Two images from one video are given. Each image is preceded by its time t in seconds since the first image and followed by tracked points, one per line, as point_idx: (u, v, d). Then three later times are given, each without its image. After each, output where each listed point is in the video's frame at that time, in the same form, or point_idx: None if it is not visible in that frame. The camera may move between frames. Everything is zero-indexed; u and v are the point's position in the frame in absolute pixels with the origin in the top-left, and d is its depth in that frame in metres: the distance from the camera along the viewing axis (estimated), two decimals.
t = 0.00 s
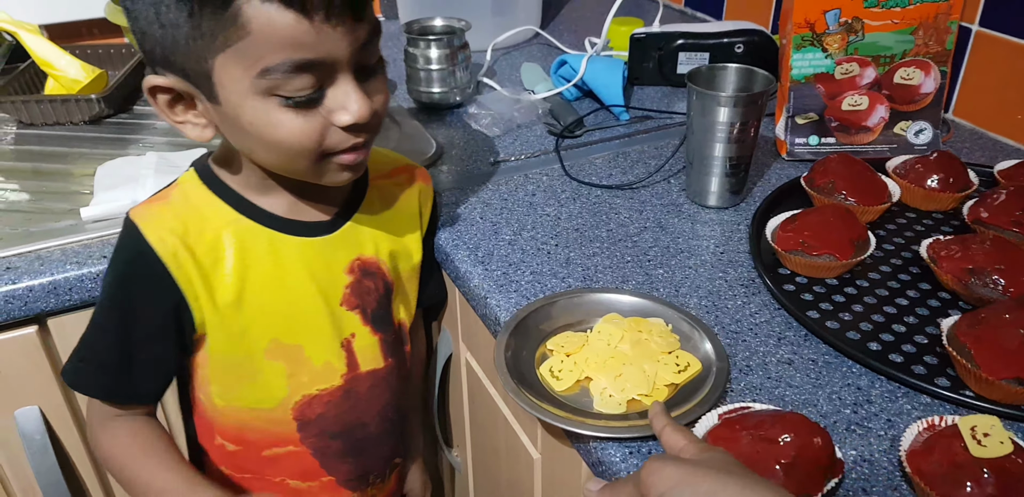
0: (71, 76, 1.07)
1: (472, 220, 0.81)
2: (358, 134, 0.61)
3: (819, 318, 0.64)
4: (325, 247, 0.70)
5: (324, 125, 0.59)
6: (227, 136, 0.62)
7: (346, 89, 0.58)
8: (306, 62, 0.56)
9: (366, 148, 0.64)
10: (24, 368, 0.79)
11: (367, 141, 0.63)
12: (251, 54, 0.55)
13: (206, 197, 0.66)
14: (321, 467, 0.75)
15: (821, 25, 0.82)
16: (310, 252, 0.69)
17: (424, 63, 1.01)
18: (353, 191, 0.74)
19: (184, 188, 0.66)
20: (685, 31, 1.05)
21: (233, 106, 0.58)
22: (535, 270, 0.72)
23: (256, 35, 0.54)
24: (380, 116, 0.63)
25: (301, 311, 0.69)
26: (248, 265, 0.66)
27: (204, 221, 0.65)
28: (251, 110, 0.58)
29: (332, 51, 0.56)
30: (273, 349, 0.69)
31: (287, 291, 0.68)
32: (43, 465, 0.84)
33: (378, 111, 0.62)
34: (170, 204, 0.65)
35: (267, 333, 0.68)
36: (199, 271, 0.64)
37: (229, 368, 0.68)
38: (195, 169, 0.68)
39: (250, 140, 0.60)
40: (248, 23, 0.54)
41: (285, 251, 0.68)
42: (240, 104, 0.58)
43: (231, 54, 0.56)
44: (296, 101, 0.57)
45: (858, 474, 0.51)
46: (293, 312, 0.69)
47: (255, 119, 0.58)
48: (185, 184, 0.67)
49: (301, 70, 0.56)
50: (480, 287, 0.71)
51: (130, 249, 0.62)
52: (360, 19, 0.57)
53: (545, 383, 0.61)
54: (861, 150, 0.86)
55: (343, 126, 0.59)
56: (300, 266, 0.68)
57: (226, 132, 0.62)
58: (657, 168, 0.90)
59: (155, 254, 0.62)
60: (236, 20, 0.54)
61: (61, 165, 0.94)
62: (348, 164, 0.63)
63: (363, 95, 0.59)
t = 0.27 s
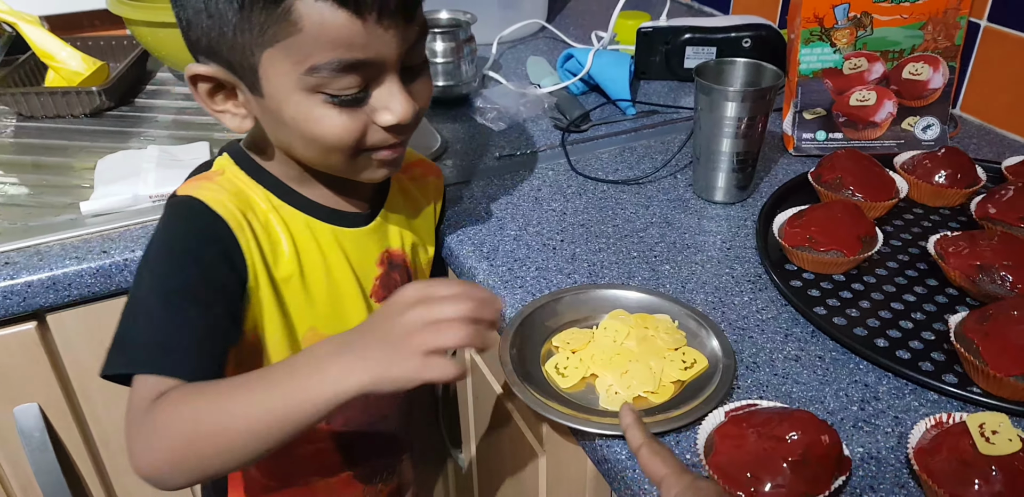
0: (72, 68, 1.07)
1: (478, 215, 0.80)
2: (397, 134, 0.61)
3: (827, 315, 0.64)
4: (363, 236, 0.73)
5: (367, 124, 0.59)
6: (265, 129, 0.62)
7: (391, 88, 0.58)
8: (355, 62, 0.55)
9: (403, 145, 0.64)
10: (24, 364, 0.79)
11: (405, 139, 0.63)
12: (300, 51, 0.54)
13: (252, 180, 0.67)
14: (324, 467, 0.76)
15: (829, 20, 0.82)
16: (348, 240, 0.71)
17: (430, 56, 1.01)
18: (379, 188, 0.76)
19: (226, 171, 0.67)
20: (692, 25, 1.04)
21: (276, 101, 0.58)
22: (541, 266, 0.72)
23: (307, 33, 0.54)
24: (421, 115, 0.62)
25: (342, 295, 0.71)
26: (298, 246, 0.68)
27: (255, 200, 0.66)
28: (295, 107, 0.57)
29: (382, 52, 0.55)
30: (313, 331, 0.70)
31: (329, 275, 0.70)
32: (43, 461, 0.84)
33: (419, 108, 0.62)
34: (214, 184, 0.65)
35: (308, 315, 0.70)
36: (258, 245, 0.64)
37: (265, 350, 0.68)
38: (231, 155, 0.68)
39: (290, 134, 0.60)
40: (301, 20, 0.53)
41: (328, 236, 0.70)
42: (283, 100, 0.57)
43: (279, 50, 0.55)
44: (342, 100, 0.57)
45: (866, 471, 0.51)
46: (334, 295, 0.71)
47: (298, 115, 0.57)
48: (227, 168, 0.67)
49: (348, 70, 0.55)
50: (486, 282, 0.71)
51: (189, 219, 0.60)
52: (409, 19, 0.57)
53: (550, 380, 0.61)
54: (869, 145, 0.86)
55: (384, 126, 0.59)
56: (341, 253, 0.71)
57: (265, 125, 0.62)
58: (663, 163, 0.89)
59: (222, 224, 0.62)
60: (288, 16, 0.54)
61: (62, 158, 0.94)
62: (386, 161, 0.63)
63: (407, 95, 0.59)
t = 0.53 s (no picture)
0: (62, 68, 1.06)
1: (471, 211, 0.80)
2: (412, 131, 0.61)
3: (821, 307, 0.64)
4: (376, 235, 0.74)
5: (383, 120, 0.58)
6: (280, 123, 0.62)
7: (409, 84, 0.57)
8: (377, 55, 0.54)
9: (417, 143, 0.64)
10: (16, 366, 0.78)
11: (419, 136, 0.63)
12: (321, 42, 0.54)
13: (268, 180, 0.67)
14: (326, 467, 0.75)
15: (820, 12, 0.82)
16: (361, 240, 0.72)
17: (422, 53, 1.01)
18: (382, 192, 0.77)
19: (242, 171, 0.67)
20: (685, 18, 1.04)
21: (293, 93, 0.58)
22: (534, 262, 0.72)
23: (332, 23, 0.53)
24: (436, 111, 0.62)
25: (361, 291, 0.72)
26: (318, 243, 0.69)
27: (279, 198, 0.67)
28: (312, 99, 0.57)
29: (403, 45, 0.55)
30: (333, 327, 0.71)
31: (349, 272, 0.71)
32: (38, 464, 0.83)
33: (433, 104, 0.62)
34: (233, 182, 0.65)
35: (326, 314, 0.70)
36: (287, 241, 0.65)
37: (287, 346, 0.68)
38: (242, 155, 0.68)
39: (305, 128, 0.60)
40: (325, 11, 0.53)
41: (345, 235, 0.71)
42: (300, 93, 0.57)
43: (302, 39, 0.55)
44: (361, 93, 0.56)
45: (861, 463, 0.51)
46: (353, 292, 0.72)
47: (315, 108, 0.57)
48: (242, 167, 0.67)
49: (369, 62, 0.55)
50: (479, 278, 0.70)
51: (226, 212, 0.60)
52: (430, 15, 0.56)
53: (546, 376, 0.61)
54: (862, 137, 0.86)
55: (401, 122, 0.59)
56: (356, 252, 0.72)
57: (280, 118, 0.62)
58: (657, 157, 0.89)
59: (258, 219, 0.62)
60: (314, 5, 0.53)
61: (53, 159, 0.93)
62: (399, 159, 0.63)
63: (421, 90, 0.58)
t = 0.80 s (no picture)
0: (59, 60, 1.06)
1: (470, 207, 0.81)
2: (422, 124, 0.61)
3: (816, 304, 0.65)
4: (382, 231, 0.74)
5: (394, 112, 0.59)
6: (289, 116, 0.63)
7: (418, 76, 0.58)
8: (388, 44, 0.55)
9: (426, 137, 0.64)
10: (12, 359, 0.78)
11: (428, 130, 0.63)
12: (334, 31, 0.54)
13: (278, 177, 0.67)
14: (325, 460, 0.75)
15: (818, 12, 0.82)
16: (368, 235, 0.73)
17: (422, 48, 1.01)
18: (385, 190, 0.77)
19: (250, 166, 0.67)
20: (683, 17, 1.05)
21: (304, 83, 0.58)
22: (533, 257, 0.73)
23: (343, 12, 0.53)
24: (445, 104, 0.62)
25: (370, 286, 0.72)
26: (328, 240, 0.69)
27: (291, 192, 0.67)
28: (323, 89, 0.57)
29: (414, 35, 0.55)
30: (343, 323, 0.71)
31: (358, 266, 0.71)
32: (32, 456, 0.84)
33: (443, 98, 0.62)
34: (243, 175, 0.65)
35: (338, 310, 0.70)
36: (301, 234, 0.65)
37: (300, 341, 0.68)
38: (249, 149, 0.68)
39: (315, 120, 0.60)
40: None
41: (354, 230, 0.71)
42: (311, 83, 0.58)
43: (314, 26, 0.55)
44: (372, 84, 0.57)
45: (854, 457, 0.52)
46: (363, 287, 0.72)
47: (325, 99, 0.58)
48: (252, 162, 0.67)
49: (380, 51, 0.55)
50: (478, 273, 0.71)
51: (243, 204, 0.60)
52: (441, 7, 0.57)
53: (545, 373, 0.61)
54: (858, 136, 0.86)
55: (411, 114, 0.59)
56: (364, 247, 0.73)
57: (289, 109, 0.62)
58: (654, 154, 0.90)
59: (274, 211, 0.62)
60: None
61: (49, 151, 0.93)
62: (407, 154, 0.64)
63: (430, 81, 0.59)
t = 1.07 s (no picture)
0: (50, 65, 1.06)
1: (462, 209, 0.82)
2: (419, 123, 0.62)
3: (802, 301, 0.66)
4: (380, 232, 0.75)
5: (392, 112, 0.59)
6: (288, 116, 0.63)
7: (416, 76, 0.59)
8: (387, 44, 0.56)
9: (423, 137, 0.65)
10: (5, 363, 0.79)
11: (425, 130, 0.64)
12: (332, 32, 0.55)
13: (276, 180, 0.67)
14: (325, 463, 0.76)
15: (801, 15, 0.84)
16: (366, 236, 0.74)
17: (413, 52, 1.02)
18: (380, 192, 0.78)
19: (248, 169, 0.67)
20: (670, 21, 1.06)
21: (303, 84, 0.59)
22: (523, 257, 0.73)
23: (343, 13, 0.54)
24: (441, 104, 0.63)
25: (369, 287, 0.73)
26: (327, 242, 0.69)
27: (291, 194, 0.68)
28: (322, 90, 0.58)
29: (412, 36, 0.56)
30: (343, 324, 0.72)
31: (357, 268, 0.72)
32: (23, 460, 0.84)
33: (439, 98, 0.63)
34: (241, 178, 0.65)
35: (337, 311, 0.71)
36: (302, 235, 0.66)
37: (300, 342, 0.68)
38: (247, 153, 0.68)
39: (314, 121, 0.61)
40: None
41: (352, 231, 0.72)
42: (310, 84, 0.58)
43: (313, 28, 0.56)
44: (371, 84, 0.58)
45: (840, 451, 0.53)
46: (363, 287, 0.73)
47: (324, 100, 0.59)
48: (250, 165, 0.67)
49: (379, 52, 0.56)
50: (469, 273, 0.72)
51: (245, 205, 0.61)
52: (437, 8, 0.58)
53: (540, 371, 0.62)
54: (841, 137, 0.88)
55: (409, 113, 0.60)
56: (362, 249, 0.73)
57: (288, 109, 0.63)
58: (642, 155, 0.91)
59: (275, 212, 0.63)
60: None
61: (39, 155, 0.93)
62: (405, 153, 0.65)
63: (427, 81, 0.60)
